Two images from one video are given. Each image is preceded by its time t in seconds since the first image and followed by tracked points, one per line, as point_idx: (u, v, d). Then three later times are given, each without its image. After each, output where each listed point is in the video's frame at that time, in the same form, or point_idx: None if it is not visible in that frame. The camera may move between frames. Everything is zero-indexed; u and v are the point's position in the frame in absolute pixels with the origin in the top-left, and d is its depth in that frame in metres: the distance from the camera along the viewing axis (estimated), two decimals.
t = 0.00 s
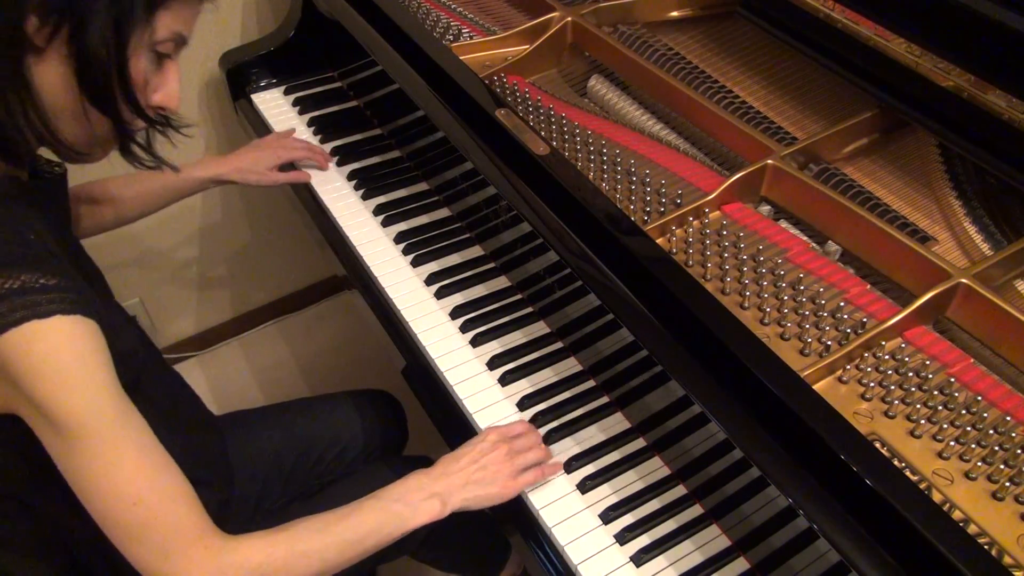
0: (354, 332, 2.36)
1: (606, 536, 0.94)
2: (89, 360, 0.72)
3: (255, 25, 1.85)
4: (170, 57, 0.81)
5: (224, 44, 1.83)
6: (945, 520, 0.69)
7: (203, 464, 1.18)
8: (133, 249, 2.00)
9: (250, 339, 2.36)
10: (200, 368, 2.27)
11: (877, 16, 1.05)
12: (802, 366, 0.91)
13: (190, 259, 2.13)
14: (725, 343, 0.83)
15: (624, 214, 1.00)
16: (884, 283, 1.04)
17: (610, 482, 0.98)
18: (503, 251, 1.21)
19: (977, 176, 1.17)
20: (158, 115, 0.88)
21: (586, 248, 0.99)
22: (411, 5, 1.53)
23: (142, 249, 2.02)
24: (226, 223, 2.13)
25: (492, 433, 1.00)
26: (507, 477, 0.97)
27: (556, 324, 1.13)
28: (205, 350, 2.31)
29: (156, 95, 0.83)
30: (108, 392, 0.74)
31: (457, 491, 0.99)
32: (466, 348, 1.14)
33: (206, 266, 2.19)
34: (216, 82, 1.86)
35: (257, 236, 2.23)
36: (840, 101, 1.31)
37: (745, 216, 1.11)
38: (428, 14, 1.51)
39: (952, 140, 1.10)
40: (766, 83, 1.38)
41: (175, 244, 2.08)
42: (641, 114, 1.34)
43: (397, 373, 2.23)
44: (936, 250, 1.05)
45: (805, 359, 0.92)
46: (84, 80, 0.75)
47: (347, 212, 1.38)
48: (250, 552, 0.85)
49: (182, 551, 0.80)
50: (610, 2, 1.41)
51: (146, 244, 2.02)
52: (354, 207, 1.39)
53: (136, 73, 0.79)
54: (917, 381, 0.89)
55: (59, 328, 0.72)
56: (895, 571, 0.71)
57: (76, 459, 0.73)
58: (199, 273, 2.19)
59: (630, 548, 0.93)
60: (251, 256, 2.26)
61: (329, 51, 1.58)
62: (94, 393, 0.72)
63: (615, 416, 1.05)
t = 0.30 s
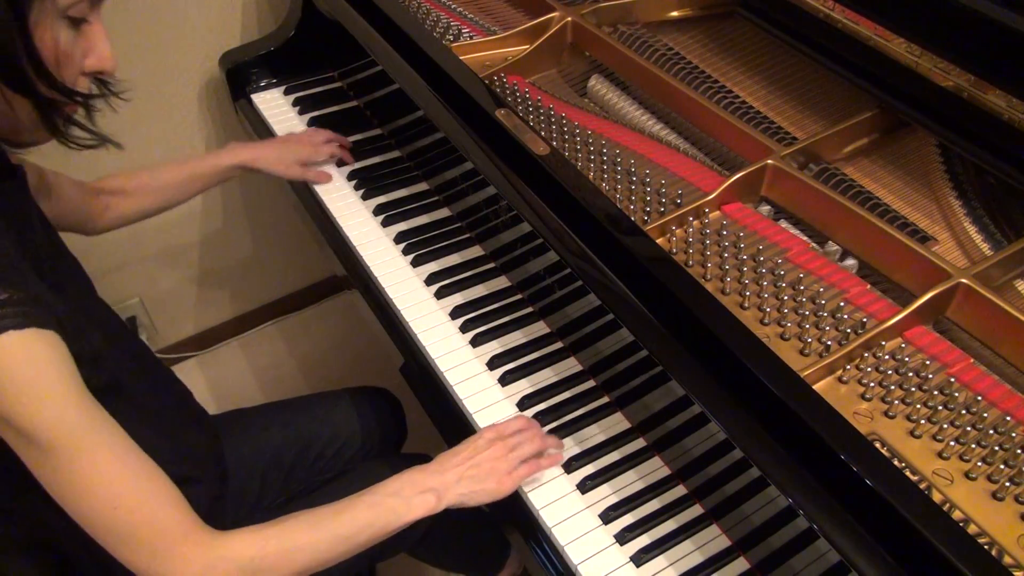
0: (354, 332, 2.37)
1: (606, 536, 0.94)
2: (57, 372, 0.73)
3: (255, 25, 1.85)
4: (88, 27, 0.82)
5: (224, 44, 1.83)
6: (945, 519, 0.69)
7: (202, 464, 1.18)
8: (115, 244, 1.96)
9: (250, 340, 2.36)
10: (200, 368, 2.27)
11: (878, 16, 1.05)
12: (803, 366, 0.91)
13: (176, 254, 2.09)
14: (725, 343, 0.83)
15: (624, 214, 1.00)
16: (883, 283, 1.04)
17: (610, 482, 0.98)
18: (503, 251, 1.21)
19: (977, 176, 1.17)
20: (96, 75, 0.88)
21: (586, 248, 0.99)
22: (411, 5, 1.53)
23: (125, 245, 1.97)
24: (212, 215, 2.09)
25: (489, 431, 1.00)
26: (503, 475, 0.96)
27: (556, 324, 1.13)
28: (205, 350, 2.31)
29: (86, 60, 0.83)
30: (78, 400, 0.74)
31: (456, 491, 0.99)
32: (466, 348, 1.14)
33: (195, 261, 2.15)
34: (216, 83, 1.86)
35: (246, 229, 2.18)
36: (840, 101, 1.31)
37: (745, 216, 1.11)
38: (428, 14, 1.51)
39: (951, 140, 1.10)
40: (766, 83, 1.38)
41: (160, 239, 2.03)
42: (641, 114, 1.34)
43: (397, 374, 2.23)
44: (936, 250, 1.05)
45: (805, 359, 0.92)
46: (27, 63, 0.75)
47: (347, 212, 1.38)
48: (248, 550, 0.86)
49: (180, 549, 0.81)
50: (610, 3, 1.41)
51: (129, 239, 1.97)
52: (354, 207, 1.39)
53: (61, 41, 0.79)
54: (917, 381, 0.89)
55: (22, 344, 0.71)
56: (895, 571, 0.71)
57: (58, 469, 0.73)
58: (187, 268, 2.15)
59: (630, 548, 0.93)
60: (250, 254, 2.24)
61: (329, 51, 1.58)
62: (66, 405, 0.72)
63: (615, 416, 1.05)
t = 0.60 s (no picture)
0: (354, 331, 2.37)
1: (607, 536, 0.94)
2: (39, 383, 0.72)
3: (254, 25, 1.85)
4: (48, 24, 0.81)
5: (223, 44, 1.83)
6: (945, 519, 0.69)
7: (202, 465, 1.18)
8: (106, 245, 1.94)
9: (250, 340, 2.36)
10: (199, 368, 2.28)
11: (877, 15, 1.05)
12: (803, 366, 0.91)
13: (170, 255, 2.08)
14: (725, 343, 0.84)
15: (624, 214, 1.00)
16: (883, 283, 1.04)
17: (610, 482, 0.98)
18: (503, 251, 1.21)
19: (977, 175, 1.17)
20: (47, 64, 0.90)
21: (586, 248, 0.99)
22: (411, 4, 1.53)
23: (117, 246, 1.96)
24: (206, 214, 2.07)
25: (488, 431, 0.99)
26: (507, 476, 0.96)
27: (556, 324, 1.13)
28: (205, 350, 2.32)
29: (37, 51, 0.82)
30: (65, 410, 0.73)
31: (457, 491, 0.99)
32: (466, 348, 1.14)
33: (190, 262, 2.14)
34: (215, 82, 1.86)
35: (241, 228, 2.17)
36: (840, 101, 1.31)
37: (745, 217, 1.11)
38: (428, 14, 1.51)
39: (952, 140, 1.10)
40: (766, 83, 1.38)
41: (153, 240, 2.02)
42: (640, 114, 1.34)
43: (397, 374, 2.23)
44: (936, 250, 1.05)
45: (805, 359, 0.92)
46: None
47: (347, 211, 1.38)
48: (248, 552, 0.86)
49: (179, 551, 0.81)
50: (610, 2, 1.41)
51: (120, 240, 1.96)
52: (354, 207, 1.39)
53: None
54: (917, 381, 0.90)
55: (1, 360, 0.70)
56: (895, 570, 0.71)
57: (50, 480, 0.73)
58: (183, 270, 2.14)
59: (630, 548, 0.93)
60: (249, 254, 2.24)
61: (329, 51, 1.58)
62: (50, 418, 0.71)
63: (615, 416, 1.05)
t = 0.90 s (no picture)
0: (354, 331, 2.37)
1: (607, 536, 0.94)
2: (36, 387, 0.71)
3: (255, 24, 1.84)
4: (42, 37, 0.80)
5: (224, 44, 1.83)
6: (945, 519, 0.69)
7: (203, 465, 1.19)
8: (107, 247, 1.95)
9: (250, 340, 2.37)
10: (199, 368, 2.28)
11: (878, 15, 1.04)
12: (802, 366, 0.91)
13: (170, 256, 2.08)
14: (725, 343, 0.84)
15: (624, 214, 1.00)
16: (883, 283, 1.04)
17: (610, 482, 0.98)
18: (503, 251, 1.21)
19: (977, 175, 1.17)
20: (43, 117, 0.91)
21: (586, 248, 0.99)
22: (411, 5, 1.53)
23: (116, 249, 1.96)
24: (206, 216, 2.07)
25: (491, 441, 0.99)
26: (492, 472, 0.98)
27: (556, 324, 1.13)
28: (205, 350, 2.32)
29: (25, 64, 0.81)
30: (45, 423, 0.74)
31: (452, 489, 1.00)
32: (466, 348, 1.14)
33: (190, 263, 2.14)
34: (215, 83, 1.86)
35: (241, 230, 2.17)
36: (840, 102, 1.31)
37: (745, 216, 1.11)
38: (428, 14, 1.51)
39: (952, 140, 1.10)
40: (765, 83, 1.38)
41: (153, 242, 2.02)
42: (640, 114, 1.34)
43: (398, 375, 2.23)
44: (936, 250, 1.05)
45: (805, 359, 0.92)
46: None
47: (347, 212, 1.38)
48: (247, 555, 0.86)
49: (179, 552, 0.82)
50: (609, 3, 1.41)
51: (120, 242, 1.96)
52: (354, 208, 1.39)
53: None
54: (917, 381, 0.90)
55: None
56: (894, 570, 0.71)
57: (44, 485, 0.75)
58: (182, 271, 2.13)
59: (630, 548, 0.93)
60: (251, 255, 2.24)
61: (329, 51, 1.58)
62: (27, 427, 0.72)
63: (615, 416, 1.05)
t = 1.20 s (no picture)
0: (354, 331, 2.37)
1: (606, 536, 0.94)
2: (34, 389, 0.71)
3: (254, 24, 1.84)
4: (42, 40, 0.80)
5: (224, 44, 1.83)
6: (945, 520, 0.69)
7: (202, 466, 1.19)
8: (107, 247, 1.95)
9: (250, 340, 2.37)
10: (199, 369, 2.28)
11: (877, 16, 1.05)
12: (803, 366, 0.91)
13: (170, 255, 2.08)
14: (724, 343, 0.84)
15: (624, 214, 1.00)
16: (883, 283, 1.04)
17: (610, 482, 0.98)
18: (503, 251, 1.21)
19: (977, 176, 1.17)
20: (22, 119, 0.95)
21: (586, 248, 0.99)
22: (411, 5, 1.53)
23: (117, 248, 1.97)
24: (206, 216, 2.08)
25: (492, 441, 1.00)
26: (487, 466, 0.99)
27: (556, 324, 1.13)
28: (205, 350, 2.32)
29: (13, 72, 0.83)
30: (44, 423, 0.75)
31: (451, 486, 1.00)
32: (466, 348, 1.14)
33: (191, 263, 2.14)
34: (215, 83, 1.86)
35: (241, 229, 2.18)
36: (840, 102, 1.31)
37: (745, 216, 1.11)
38: (428, 14, 1.51)
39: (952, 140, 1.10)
40: (765, 83, 1.38)
41: (153, 242, 2.03)
42: (640, 114, 1.34)
43: (398, 375, 2.22)
44: (936, 250, 1.05)
45: (805, 359, 0.92)
46: None
47: (347, 211, 1.38)
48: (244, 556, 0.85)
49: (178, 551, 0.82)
50: (609, 3, 1.41)
51: (121, 242, 1.97)
52: (354, 207, 1.39)
53: None
54: (917, 381, 0.90)
55: None
56: (895, 570, 0.71)
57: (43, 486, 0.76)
58: (182, 270, 2.14)
59: (629, 548, 0.93)
60: (251, 255, 2.25)
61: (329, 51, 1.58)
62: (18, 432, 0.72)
63: (615, 416, 1.05)
